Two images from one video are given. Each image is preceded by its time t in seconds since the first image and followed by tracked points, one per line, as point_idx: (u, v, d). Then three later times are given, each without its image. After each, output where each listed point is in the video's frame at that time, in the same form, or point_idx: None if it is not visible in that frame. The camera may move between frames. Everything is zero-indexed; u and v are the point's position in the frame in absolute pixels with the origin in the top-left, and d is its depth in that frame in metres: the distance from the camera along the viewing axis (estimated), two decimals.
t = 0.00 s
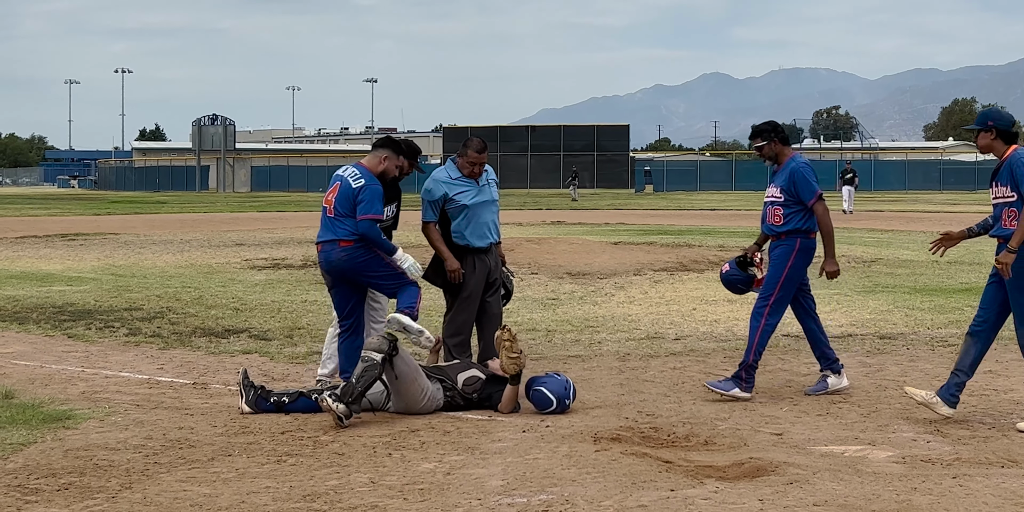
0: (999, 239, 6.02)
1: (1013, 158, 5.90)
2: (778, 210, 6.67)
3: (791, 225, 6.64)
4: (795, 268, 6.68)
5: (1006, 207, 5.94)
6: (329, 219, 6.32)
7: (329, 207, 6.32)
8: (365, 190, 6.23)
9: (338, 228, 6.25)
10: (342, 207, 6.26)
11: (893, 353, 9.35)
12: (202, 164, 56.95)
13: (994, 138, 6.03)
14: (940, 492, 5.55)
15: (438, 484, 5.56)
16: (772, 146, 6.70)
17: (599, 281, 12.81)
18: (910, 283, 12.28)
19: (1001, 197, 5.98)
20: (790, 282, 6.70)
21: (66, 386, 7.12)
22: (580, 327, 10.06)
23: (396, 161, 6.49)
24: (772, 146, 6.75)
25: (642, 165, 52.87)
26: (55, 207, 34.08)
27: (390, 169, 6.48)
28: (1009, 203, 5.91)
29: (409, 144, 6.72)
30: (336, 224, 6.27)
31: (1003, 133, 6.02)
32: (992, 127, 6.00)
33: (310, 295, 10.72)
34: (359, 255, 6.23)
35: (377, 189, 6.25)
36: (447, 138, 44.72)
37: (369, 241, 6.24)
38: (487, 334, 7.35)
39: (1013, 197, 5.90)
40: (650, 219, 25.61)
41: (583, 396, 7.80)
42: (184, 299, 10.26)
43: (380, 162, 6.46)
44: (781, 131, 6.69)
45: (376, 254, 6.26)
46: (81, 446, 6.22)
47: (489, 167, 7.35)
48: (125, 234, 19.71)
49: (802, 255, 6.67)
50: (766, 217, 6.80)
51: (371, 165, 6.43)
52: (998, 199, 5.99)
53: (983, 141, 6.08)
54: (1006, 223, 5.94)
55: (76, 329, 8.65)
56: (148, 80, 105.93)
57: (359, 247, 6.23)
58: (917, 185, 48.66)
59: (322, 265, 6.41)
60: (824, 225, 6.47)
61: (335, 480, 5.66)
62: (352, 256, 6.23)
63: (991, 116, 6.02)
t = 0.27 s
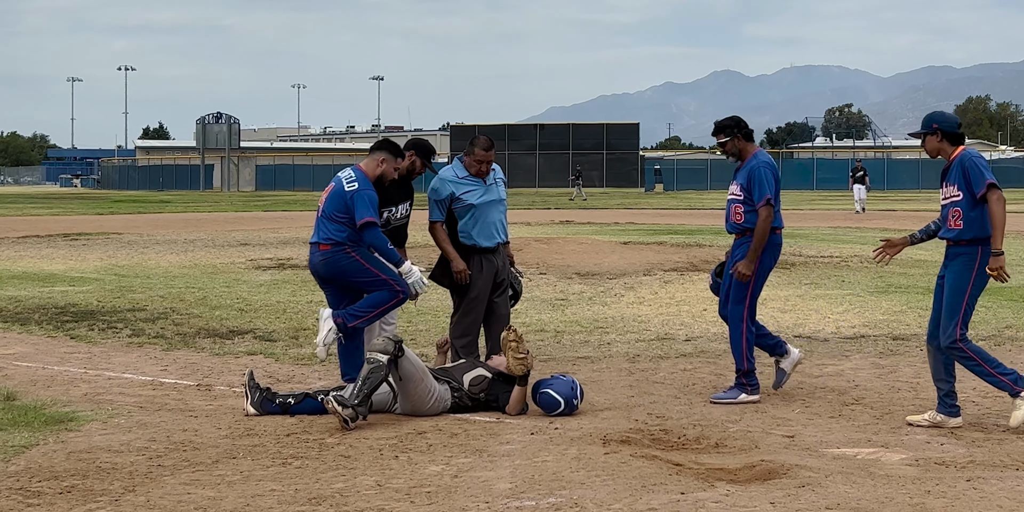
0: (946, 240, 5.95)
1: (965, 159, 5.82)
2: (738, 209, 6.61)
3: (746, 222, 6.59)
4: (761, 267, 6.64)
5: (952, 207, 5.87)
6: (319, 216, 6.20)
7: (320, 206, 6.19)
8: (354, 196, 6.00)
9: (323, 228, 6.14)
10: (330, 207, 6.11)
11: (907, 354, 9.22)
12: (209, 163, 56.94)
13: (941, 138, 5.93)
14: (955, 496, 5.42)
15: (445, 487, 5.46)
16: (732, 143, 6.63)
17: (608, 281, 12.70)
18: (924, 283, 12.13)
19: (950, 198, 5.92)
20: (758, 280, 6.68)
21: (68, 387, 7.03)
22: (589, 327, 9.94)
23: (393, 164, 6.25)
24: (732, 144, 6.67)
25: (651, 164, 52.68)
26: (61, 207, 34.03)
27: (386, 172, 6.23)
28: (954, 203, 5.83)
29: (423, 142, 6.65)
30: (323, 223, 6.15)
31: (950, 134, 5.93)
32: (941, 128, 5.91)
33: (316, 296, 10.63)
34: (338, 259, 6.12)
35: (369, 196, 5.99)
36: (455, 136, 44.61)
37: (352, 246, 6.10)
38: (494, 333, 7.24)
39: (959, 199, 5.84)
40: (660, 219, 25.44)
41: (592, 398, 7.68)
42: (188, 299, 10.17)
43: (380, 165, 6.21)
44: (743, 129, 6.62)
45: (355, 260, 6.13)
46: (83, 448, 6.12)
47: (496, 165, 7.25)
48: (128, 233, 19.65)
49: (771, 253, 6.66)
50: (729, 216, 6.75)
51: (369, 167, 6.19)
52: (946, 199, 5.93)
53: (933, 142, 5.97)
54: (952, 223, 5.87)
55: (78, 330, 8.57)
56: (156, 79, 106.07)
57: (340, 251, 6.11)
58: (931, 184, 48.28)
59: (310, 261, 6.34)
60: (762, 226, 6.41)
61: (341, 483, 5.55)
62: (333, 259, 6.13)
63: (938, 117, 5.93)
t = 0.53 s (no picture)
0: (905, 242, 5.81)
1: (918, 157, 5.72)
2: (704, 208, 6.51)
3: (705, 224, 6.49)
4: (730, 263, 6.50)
5: (906, 208, 5.76)
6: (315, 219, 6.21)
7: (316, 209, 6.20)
8: (338, 196, 5.95)
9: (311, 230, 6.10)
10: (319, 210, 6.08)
11: (921, 356, 9.08)
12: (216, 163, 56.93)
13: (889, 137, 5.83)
14: (969, 499, 5.30)
15: (452, 490, 5.35)
16: (695, 142, 6.55)
17: (618, 281, 12.58)
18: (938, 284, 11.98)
19: (903, 197, 5.79)
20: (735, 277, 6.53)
21: (71, 389, 6.95)
22: (599, 328, 9.83)
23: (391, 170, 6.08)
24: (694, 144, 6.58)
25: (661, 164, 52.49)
26: (61, 206, 33.71)
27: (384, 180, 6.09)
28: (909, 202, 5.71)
29: (433, 146, 6.50)
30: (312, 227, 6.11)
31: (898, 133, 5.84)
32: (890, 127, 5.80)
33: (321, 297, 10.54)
34: (314, 263, 6.04)
35: (352, 199, 5.91)
36: (462, 135, 44.45)
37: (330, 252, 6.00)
38: (502, 334, 7.14)
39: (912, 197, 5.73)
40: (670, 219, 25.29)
41: (601, 400, 7.56)
42: (193, 300, 10.09)
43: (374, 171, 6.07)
44: (706, 127, 6.53)
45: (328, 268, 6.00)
46: (86, 451, 6.02)
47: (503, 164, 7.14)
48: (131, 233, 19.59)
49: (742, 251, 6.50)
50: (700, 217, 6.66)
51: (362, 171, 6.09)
52: (899, 200, 5.80)
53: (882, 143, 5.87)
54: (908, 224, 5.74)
55: (81, 331, 8.50)
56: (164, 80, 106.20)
57: (316, 255, 6.04)
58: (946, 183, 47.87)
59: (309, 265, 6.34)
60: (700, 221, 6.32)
61: (347, 485, 5.44)
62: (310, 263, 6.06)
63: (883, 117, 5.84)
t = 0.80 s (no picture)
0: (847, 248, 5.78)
1: (852, 165, 5.66)
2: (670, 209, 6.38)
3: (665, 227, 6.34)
4: (686, 266, 6.28)
5: (846, 217, 5.73)
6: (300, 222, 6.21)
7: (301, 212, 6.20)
8: (310, 198, 5.92)
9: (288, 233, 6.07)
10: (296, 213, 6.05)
11: (935, 356, 8.94)
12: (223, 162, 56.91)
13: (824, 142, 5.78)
14: (984, 502, 5.19)
15: (460, 493, 5.24)
16: (661, 147, 6.43)
17: (628, 282, 12.47)
18: (952, 284, 11.85)
19: (842, 205, 5.75)
20: (684, 281, 6.28)
21: (74, 390, 6.87)
22: (609, 329, 9.73)
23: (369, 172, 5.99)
24: (658, 150, 6.46)
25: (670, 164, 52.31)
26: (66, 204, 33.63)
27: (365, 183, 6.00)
28: (847, 212, 5.68)
29: (445, 151, 6.38)
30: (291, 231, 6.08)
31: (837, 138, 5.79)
32: (824, 133, 5.75)
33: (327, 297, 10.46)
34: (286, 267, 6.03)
35: (323, 201, 5.87)
36: (470, 133, 44.33)
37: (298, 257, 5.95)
38: (511, 336, 7.04)
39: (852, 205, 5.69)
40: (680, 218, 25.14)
41: (611, 402, 7.45)
42: (198, 300, 10.01)
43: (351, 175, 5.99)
44: (670, 131, 6.41)
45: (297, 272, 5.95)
46: (90, 453, 5.92)
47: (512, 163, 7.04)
48: (136, 233, 19.52)
49: (699, 255, 6.27)
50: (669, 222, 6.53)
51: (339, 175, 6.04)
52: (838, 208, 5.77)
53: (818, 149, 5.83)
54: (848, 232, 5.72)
55: (85, 332, 8.43)
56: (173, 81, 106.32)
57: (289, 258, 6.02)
58: (960, 182, 47.39)
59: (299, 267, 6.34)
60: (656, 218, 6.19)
61: (354, 488, 5.33)
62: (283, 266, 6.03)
63: (817, 123, 5.80)
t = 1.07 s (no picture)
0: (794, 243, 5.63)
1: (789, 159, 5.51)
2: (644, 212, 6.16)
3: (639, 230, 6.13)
4: (654, 268, 6.04)
5: (789, 210, 5.58)
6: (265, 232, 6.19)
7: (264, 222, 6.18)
8: (263, 209, 5.88)
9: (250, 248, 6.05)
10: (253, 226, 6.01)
11: (949, 357, 8.80)
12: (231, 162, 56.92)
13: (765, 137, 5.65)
14: (1000, 506, 5.06)
15: (469, 496, 5.12)
16: (637, 148, 6.22)
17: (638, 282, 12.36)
18: (967, 284, 11.71)
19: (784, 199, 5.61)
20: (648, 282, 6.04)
21: (79, 392, 6.80)
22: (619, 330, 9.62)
23: (324, 176, 5.93)
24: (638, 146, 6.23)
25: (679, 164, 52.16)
26: (71, 203, 33.58)
27: (323, 188, 5.97)
28: (789, 206, 5.53)
29: (453, 146, 6.29)
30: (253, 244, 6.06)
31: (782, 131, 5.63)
32: (760, 127, 5.61)
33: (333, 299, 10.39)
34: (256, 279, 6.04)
35: (275, 211, 5.82)
36: (478, 131, 44.24)
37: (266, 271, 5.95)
38: (521, 336, 6.92)
39: (790, 198, 5.55)
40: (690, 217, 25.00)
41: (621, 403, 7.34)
42: (204, 300, 9.95)
43: (303, 180, 5.92)
44: (644, 131, 6.22)
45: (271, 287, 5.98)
46: (94, 455, 5.80)
47: (523, 161, 6.93)
48: (144, 233, 19.48)
49: (666, 256, 6.03)
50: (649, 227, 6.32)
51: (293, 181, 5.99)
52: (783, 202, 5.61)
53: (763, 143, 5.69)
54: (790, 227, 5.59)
55: (89, 332, 8.37)
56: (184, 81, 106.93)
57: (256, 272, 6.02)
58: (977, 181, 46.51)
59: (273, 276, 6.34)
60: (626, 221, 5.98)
61: (361, 491, 5.21)
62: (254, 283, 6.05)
63: (757, 117, 5.66)
